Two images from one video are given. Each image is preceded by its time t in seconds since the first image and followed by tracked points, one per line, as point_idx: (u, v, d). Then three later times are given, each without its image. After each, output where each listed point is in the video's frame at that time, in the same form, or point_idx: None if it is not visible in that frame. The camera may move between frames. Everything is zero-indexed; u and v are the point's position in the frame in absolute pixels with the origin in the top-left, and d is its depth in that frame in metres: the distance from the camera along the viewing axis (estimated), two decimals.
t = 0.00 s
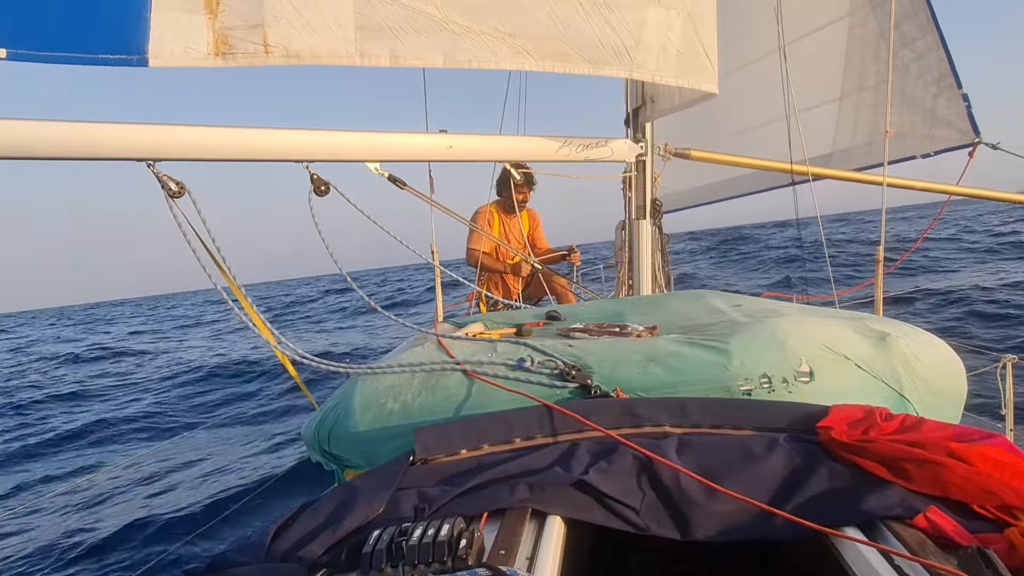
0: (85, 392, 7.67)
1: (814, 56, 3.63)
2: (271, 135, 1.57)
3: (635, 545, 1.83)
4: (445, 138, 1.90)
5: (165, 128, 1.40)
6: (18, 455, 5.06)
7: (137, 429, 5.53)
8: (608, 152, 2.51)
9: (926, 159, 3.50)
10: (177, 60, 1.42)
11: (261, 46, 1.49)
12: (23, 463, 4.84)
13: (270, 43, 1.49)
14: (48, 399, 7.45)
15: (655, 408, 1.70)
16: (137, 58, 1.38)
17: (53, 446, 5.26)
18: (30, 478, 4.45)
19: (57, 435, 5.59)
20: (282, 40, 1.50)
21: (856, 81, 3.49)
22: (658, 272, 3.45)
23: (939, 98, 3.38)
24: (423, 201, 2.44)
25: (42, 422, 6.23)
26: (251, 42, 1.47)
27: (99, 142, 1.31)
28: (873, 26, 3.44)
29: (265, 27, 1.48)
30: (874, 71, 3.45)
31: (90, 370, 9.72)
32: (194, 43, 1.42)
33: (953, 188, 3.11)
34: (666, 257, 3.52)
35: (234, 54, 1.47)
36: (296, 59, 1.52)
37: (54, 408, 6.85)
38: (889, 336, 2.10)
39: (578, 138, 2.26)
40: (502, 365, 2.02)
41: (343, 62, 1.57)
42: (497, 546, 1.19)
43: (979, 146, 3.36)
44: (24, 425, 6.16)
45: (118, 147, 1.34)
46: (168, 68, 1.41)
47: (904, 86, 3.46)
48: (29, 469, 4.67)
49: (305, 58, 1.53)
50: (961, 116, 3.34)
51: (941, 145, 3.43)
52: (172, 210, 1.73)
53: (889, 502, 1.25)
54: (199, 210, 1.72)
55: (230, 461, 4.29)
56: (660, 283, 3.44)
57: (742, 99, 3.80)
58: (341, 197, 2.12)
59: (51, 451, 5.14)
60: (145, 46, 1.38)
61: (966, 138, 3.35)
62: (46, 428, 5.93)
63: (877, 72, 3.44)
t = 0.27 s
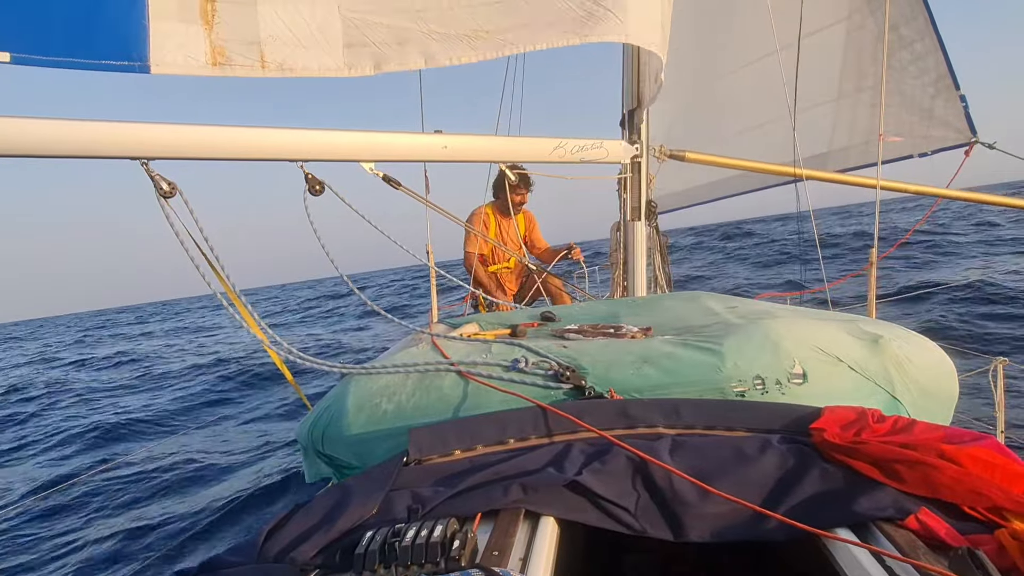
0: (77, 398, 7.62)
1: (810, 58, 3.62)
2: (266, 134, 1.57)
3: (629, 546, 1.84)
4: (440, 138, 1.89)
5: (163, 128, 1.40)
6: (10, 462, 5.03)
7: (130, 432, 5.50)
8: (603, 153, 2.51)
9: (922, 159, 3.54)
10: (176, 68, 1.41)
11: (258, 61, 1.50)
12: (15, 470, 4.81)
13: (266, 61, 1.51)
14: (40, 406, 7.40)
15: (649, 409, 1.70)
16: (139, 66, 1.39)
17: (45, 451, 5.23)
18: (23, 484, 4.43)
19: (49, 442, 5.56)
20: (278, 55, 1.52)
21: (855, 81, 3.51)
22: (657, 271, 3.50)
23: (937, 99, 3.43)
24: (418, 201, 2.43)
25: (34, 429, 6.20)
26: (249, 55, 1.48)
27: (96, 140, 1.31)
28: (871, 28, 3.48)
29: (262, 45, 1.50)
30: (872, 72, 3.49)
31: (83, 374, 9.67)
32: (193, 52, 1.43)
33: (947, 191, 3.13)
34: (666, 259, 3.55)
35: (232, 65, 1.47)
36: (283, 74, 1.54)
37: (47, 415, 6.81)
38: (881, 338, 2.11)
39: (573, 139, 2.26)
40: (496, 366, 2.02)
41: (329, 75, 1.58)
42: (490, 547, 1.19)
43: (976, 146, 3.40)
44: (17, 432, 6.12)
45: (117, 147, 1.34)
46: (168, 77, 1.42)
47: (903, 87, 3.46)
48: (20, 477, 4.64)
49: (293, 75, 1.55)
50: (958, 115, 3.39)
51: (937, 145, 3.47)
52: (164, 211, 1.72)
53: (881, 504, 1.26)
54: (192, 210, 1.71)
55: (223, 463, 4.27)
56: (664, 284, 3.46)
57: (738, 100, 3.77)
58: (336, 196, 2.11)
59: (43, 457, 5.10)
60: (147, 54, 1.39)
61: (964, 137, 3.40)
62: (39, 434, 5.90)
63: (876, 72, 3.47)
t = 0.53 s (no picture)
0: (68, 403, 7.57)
1: (804, 64, 3.65)
2: (260, 135, 1.56)
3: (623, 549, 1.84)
4: (436, 141, 1.90)
5: (155, 127, 1.39)
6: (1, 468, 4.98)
7: (122, 436, 5.47)
8: (598, 156, 2.52)
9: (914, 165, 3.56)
10: (167, 65, 1.36)
11: (248, 59, 1.45)
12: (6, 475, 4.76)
13: (256, 63, 1.46)
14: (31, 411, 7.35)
15: (643, 412, 1.70)
16: (132, 62, 1.34)
17: (37, 457, 5.18)
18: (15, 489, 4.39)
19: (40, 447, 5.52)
20: (268, 57, 1.48)
21: (848, 88, 3.55)
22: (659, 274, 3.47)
23: (929, 105, 3.46)
24: (414, 204, 2.44)
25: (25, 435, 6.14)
26: (240, 53, 1.43)
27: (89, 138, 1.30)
28: (865, 36, 3.51)
29: (252, 47, 1.45)
30: (865, 79, 3.53)
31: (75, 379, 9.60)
32: (183, 49, 1.38)
33: (939, 196, 3.15)
34: (667, 261, 3.59)
35: (221, 64, 1.42)
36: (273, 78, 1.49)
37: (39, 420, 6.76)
38: (874, 342, 2.12)
39: (569, 142, 2.27)
40: (490, 368, 2.02)
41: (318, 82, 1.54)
42: (484, 550, 1.19)
43: (967, 152, 3.44)
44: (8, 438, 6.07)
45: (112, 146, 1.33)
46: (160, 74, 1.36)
47: (895, 93, 3.50)
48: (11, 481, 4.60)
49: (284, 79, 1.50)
50: (949, 121, 3.43)
51: (930, 150, 3.50)
52: (158, 211, 1.70)
53: (873, 506, 1.26)
54: (187, 211, 1.69)
55: (216, 467, 4.25)
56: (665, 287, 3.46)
57: (733, 104, 3.77)
58: (331, 198, 2.10)
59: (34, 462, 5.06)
60: (139, 51, 1.34)
61: (956, 144, 3.44)
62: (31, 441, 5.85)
63: (868, 79, 3.52)
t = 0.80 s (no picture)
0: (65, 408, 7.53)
1: (801, 65, 3.65)
2: (257, 140, 1.56)
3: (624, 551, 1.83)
4: (432, 144, 1.90)
5: (148, 134, 1.39)
6: None
7: (120, 441, 5.44)
8: (595, 158, 2.52)
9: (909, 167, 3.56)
10: (164, 70, 1.40)
11: (244, 62, 1.50)
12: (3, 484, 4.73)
13: (251, 66, 1.51)
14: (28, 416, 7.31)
15: (642, 414, 1.70)
16: (129, 67, 1.37)
17: (33, 463, 5.16)
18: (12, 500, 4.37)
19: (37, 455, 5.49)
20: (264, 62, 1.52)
21: (842, 91, 3.59)
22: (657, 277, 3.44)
23: (922, 107, 3.47)
24: (412, 208, 2.45)
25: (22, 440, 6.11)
26: (236, 57, 1.48)
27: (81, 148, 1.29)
28: (857, 38, 3.57)
29: (246, 51, 1.50)
30: (858, 82, 3.58)
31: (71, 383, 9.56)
32: (181, 54, 1.42)
33: (935, 196, 3.16)
34: (663, 265, 3.55)
35: (217, 69, 1.47)
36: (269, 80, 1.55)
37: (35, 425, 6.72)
38: (873, 342, 2.13)
39: (566, 144, 2.27)
40: (490, 371, 2.01)
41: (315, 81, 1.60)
42: (486, 554, 1.19)
43: (961, 154, 3.46)
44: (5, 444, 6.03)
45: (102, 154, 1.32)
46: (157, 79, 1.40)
47: (889, 96, 3.51)
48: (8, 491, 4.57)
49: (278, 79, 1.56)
50: (943, 122, 3.45)
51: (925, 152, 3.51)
52: (156, 217, 1.71)
53: (874, 506, 1.26)
54: (184, 216, 1.69)
55: (214, 472, 4.23)
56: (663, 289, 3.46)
57: (730, 106, 3.77)
58: (329, 203, 2.11)
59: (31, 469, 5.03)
60: (135, 55, 1.37)
61: (949, 146, 3.47)
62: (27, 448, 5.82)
63: (861, 82, 3.57)
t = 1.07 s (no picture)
0: (69, 408, 7.54)
1: (803, 67, 3.64)
2: (264, 147, 1.57)
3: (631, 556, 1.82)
4: (436, 149, 1.91)
5: (149, 140, 1.40)
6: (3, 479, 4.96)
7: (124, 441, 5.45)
8: (599, 161, 2.52)
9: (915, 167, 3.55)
10: (166, 82, 1.49)
11: (241, 74, 1.61)
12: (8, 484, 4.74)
13: (248, 79, 1.63)
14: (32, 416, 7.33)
15: (648, 417, 1.69)
16: (133, 79, 1.44)
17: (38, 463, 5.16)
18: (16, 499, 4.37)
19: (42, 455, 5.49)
20: (259, 73, 1.64)
21: (845, 92, 3.57)
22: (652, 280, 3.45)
23: (926, 107, 3.47)
24: (415, 212, 2.46)
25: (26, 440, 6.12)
26: (233, 70, 1.59)
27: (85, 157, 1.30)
28: (859, 39, 3.54)
29: (243, 64, 1.61)
30: (861, 83, 3.56)
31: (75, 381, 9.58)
32: (183, 68, 1.51)
33: (941, 197, 3.15)
34: (661, 268, 3.53)
35: (216, 81, 1.57)
36: (264, 93, 1.67)
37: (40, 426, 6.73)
38: (880, 343, 2.11)
39: (570, 148, 2.27)
40: (495, 375, 2.01)
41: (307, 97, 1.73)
42: (492, 558, 1.18)
43: (968, 154, 3.44)
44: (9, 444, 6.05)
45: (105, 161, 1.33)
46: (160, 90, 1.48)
47: (893, 96, 3.50)
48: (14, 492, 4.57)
49: (270, 94, 1.68)
50: (947, 123, 3.44)
51: (930, 152, 3.50)
52: (162, 222, 1.72)
53: (883, 509, 1.25)
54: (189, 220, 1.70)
55: (219, 474, 4.23)
56: (658, 292, 3.47)
57: (732, 109, 3.77)
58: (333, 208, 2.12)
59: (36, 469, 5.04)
60: (138, 67, 1.44)
61: (955, 146, 3.45)
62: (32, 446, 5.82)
63: (864, 84, 3.55)
